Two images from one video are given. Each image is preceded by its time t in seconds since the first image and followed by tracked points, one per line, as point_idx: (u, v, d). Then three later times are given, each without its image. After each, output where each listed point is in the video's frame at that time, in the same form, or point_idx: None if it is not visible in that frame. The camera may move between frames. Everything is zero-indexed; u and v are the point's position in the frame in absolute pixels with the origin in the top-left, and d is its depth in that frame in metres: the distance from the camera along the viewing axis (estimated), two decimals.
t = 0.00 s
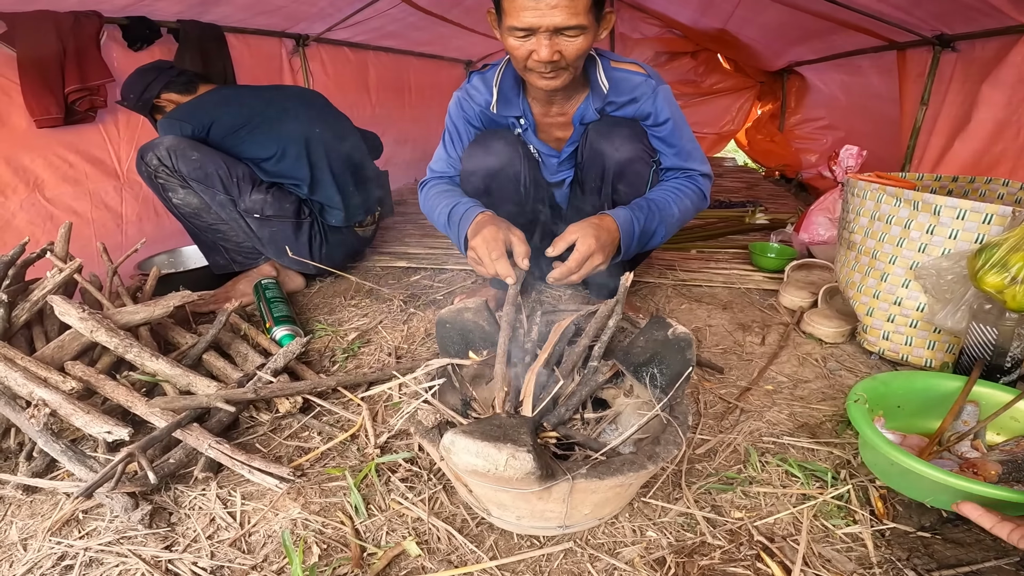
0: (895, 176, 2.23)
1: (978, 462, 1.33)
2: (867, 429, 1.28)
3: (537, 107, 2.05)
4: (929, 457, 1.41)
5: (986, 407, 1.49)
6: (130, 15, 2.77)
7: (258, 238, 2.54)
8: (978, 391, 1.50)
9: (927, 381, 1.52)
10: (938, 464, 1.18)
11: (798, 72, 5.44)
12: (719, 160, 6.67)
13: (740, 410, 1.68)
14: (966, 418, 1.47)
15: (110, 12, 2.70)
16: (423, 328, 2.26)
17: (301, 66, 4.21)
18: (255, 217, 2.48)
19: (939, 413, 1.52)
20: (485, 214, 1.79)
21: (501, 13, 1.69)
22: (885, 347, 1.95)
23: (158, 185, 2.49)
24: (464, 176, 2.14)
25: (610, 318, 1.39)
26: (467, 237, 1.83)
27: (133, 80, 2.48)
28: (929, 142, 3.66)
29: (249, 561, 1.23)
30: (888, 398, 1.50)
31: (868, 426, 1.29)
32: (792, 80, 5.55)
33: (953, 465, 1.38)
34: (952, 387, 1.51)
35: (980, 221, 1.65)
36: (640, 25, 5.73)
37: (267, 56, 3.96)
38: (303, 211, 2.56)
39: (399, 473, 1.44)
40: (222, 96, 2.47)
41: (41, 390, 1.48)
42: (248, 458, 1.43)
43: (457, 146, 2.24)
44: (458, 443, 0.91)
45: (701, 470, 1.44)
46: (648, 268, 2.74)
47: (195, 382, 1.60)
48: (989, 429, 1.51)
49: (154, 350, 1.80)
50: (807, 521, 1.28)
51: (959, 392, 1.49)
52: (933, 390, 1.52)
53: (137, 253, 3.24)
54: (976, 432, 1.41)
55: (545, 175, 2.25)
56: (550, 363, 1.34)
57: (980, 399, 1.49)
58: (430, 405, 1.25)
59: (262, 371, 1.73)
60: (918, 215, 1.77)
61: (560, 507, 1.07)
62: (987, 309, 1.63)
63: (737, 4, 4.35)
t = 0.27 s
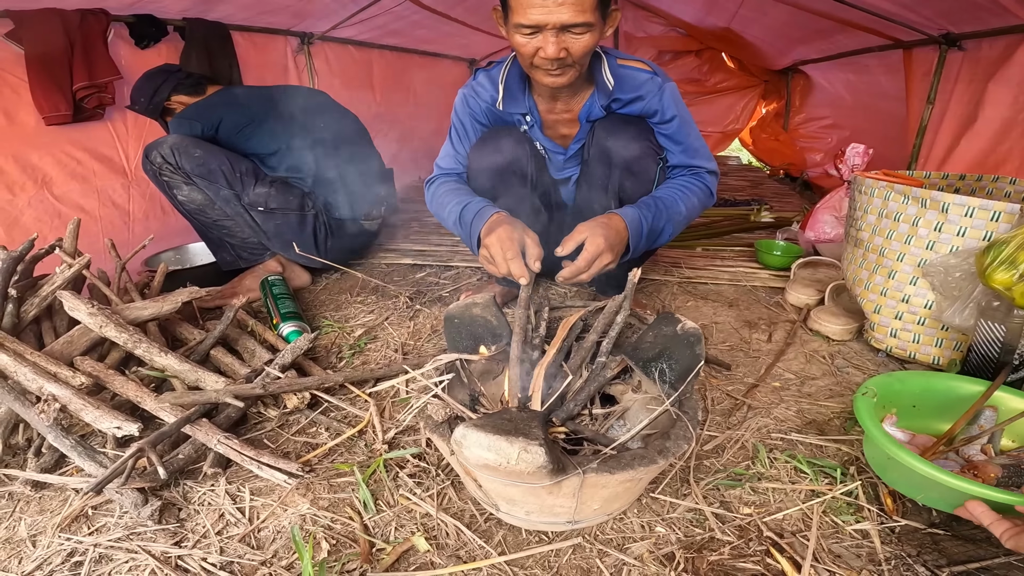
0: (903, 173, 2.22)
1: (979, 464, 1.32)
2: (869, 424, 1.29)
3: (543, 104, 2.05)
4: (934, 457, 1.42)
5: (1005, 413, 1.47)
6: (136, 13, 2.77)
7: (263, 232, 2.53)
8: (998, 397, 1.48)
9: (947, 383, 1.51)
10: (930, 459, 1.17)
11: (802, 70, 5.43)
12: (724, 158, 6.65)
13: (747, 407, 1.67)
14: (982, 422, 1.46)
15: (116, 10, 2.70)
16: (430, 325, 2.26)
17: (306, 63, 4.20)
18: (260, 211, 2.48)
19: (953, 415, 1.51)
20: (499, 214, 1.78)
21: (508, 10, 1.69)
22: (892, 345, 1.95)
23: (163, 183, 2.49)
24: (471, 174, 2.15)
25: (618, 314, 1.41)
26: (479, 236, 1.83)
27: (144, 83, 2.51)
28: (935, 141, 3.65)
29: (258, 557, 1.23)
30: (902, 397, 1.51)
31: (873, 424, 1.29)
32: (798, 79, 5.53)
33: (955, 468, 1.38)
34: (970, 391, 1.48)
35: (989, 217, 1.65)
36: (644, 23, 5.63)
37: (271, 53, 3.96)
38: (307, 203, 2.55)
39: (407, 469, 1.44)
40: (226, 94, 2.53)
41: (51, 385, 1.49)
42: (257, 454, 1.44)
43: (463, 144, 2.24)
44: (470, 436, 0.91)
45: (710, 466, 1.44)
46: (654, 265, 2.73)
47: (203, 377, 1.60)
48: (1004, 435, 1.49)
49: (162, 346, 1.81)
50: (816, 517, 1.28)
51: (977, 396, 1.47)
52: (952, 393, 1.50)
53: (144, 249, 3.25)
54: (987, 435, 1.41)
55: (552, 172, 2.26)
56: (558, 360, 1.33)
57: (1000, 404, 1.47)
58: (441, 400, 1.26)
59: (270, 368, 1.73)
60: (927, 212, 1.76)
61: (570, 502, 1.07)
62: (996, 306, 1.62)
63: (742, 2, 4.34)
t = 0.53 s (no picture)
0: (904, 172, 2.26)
1: (989, 483, 1.33)
2: (869, 440, 1.28)
3: (549, 104, 2.08)
4: (940, 476, 1.40)
5: (1014, 427, 1.47)
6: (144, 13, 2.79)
7: (272, 231, 2.58)
8: (1006, 411, 1.47)
9: (953, 400, 1.50)
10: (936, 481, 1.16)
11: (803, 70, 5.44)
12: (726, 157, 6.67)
13: (751, 403, 1.70)
14: (990, 438, 1.46)
15: (125, 10, 2.73)
16: (436, 322, 2.29)
17: (311, 63, 4.23)
18: (269, 210, 2.52)
19: (959, 431, 1.50)
20: (512, 214, 1.80)
21: (517, 12, 1.71)
22: (894, 343, 1.97)
23: (172, 182, 2.52)
24: (480, 174, 2.16)
25: (625, 312, 1.43)
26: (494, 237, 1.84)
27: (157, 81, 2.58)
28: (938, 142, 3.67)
29: (273, 551, 1.26)
30: (903, 416, 1.50)
31: (873, 443, 1.27)
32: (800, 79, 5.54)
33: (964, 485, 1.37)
34: (974, 407, 1.48)
35: (991, 217, 1.67)
36: (647, 23, 5.67)
37: (276, 53, 3.98)
38: (317, 203, 2.60)
39: (417, 463, 1.47)
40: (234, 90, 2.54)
41: (67, 380, 1.52)
42: (270, 449, 1.46)
43: (471, 143, 2.25)
44: (484, 430, 0.94)
45: (715, 462, 1.46)
46: (658, 264, 2.76)
47: (216, 373, 1.63)
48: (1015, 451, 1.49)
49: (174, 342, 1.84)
50: (819, 511, 1.31)
51: (983, 411, 1.47)
52: (959, 409, 1.50)
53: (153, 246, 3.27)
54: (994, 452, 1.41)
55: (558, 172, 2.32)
56: (566, 357, 1.35)
57: (1007, 419, 1.47)
58: (454, 393, 1.28)
59: (281, 363, 1.76)
60: (929, 212, 1.78)
61: (580, 495, 1.10)
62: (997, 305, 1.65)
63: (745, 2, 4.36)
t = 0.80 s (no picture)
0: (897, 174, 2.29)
1: (964, 507, 1.25)
2: (825, 473, 1.22)
3: (546, 106, 2.13)
4: (910, 498, 1.31)
5: (986, 435, 1.43)
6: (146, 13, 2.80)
7: (282, 233, 2.60)
8: (976, 417, 1.44)
9: (920, 409, 1.46)
10: (901, 521, 1.09)
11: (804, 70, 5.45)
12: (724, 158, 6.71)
13: (741, 401, 1.74)
14: (960, 447, 1.41)
15: (129, 10, 2.76)
16: (434, 320, 2.32)
17: (311, 63, 4.26)
18: (282, 212, 2.55)
19: (927, 442, 1.46)
20: (501, 217, 1.85)
21: (517, 17, 1.75)
22: (882, 342, 2.01)
23: (182, 180, 2.54)
24: (476, 174, 2.20)
25: (617, 310, 1.47)
26: (483, 240, 1.90)
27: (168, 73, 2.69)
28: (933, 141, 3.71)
29: (271, 542, 1.29)
30: (867, 431, 1.44)
31: (829, 477, 1.21)
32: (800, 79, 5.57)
33: (935, 507, 1.29)
34: (945, 413, 1.45)
35: (977, 218, 1.70)
36: (647, 24, 5.76)
37: (277, 53, 4.01)
38: (329, 206, 2.65)
39: (413, 458, 1.51)
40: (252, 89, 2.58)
41: (72, 375, 1.55)
42: (269, 443, 1.50)
43: (468, 143, 2.29)
44: (476, 422, 0.98)
45: (702, 457, 1.50)
46: (653, 264, 2.79)
47: (217, 369, 1.67)
48: (988, 459, 1.44)
49: (176, 339, 1.88)
50: (802, 505, 1.34)
51: (953, 417, 1.44)
52: (925, 417, 1.46)
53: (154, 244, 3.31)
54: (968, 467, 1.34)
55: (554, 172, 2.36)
56: (558, 353, 1.39)
57: (977, 426, 1.43)
58: (449, 388, 1.32)
59: (280, 360, 1.80)
60: (917, 213, 1.81)
61: (569, 487, 1.14)
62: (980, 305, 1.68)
63: (743, 3, 4.39)
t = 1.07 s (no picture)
0: (892, 182, 2.33)
1: (917, 540, 1.22)
2: (784, 516, 1.15)
3: (547, 113, 2.18)
4: (865, 532, 1.25)
5: (935, 466, 1.36)
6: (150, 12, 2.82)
7: (311, 237, 2.70)
8: (924, 448, 1.37)
9: (868, 442, 1.37)
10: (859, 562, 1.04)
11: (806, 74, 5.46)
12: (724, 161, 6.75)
13: (734, 403, 1.78)
14: (911, 479, 1.35)
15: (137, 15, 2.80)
16: (435, 322, 2.37)
17: (315, 64, 4.29)
18: (316, 218, 2.67)
19: (877, 473, 1.38)
20: (501, 223, 1.90)
21: (522, 26, 1.80)
22: (875, 347, 2.05)
23: (215, 181, 2.58)
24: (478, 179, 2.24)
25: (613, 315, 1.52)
26: (483, 246, 1.95)
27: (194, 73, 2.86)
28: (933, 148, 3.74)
29: (277, 538, 1.34)
30: (820, 466, 1.34)
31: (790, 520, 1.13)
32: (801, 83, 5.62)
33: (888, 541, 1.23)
34: (895, 446, 1.36)
35: (966, 225, 1.75)
36: (648, 27, 5.61)
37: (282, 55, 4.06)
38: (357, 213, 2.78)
39: (414, 457, 1.55)
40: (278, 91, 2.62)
41: (85, 375, 1.60)
42: (276, 442, 1.55)
43: (469, 149, 2.33)
44: (476, 423, 1.02)
45: (696, 458, 1.54)
46: (651, 268, 2.84)
47: (224, 370, 1.72)
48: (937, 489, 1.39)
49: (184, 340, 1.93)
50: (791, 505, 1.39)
51: (902, 451, 1.36)
52: (875, 450, 1.37)
53: (163, 245, 3.45)
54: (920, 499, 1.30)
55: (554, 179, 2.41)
56: (557, 357, 1.44)
57: (925, 457, 1.36)
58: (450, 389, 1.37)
59: (286, 361, 1.84)
60: (909, 220, 1.86)
61: (565, 486, 1.18)
62: (970, 311, 1.73)
63: (745, 6, 4.43)
